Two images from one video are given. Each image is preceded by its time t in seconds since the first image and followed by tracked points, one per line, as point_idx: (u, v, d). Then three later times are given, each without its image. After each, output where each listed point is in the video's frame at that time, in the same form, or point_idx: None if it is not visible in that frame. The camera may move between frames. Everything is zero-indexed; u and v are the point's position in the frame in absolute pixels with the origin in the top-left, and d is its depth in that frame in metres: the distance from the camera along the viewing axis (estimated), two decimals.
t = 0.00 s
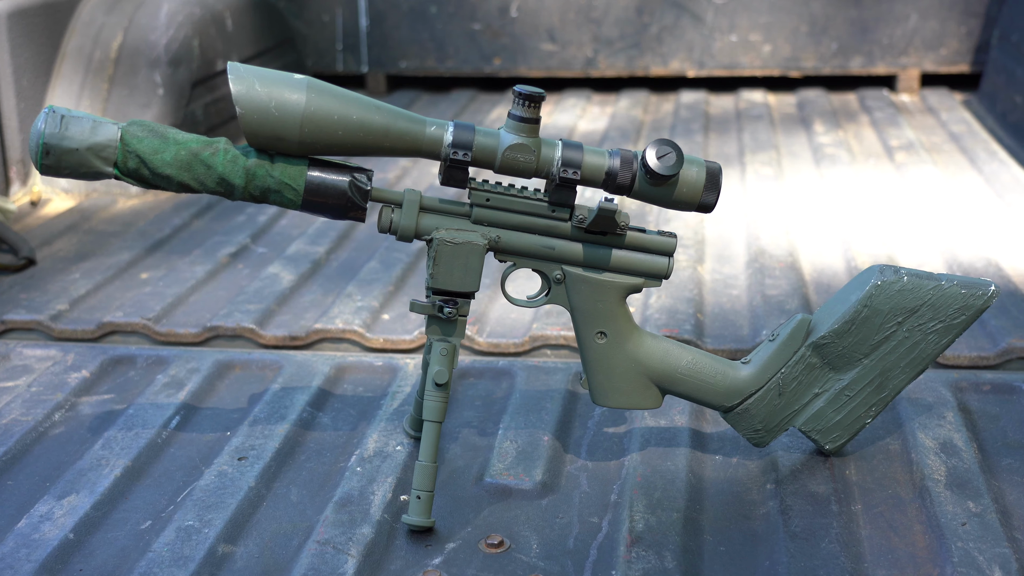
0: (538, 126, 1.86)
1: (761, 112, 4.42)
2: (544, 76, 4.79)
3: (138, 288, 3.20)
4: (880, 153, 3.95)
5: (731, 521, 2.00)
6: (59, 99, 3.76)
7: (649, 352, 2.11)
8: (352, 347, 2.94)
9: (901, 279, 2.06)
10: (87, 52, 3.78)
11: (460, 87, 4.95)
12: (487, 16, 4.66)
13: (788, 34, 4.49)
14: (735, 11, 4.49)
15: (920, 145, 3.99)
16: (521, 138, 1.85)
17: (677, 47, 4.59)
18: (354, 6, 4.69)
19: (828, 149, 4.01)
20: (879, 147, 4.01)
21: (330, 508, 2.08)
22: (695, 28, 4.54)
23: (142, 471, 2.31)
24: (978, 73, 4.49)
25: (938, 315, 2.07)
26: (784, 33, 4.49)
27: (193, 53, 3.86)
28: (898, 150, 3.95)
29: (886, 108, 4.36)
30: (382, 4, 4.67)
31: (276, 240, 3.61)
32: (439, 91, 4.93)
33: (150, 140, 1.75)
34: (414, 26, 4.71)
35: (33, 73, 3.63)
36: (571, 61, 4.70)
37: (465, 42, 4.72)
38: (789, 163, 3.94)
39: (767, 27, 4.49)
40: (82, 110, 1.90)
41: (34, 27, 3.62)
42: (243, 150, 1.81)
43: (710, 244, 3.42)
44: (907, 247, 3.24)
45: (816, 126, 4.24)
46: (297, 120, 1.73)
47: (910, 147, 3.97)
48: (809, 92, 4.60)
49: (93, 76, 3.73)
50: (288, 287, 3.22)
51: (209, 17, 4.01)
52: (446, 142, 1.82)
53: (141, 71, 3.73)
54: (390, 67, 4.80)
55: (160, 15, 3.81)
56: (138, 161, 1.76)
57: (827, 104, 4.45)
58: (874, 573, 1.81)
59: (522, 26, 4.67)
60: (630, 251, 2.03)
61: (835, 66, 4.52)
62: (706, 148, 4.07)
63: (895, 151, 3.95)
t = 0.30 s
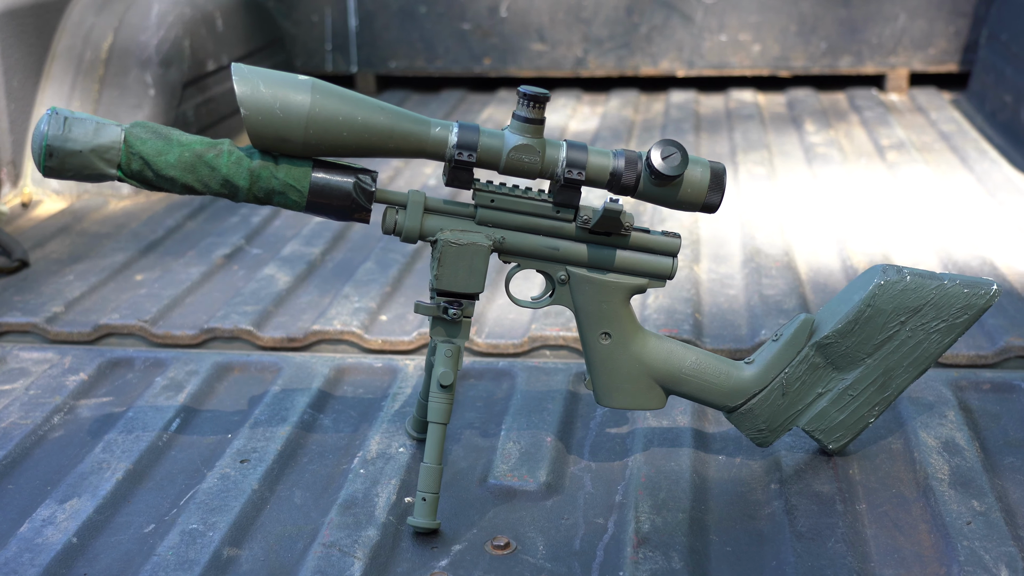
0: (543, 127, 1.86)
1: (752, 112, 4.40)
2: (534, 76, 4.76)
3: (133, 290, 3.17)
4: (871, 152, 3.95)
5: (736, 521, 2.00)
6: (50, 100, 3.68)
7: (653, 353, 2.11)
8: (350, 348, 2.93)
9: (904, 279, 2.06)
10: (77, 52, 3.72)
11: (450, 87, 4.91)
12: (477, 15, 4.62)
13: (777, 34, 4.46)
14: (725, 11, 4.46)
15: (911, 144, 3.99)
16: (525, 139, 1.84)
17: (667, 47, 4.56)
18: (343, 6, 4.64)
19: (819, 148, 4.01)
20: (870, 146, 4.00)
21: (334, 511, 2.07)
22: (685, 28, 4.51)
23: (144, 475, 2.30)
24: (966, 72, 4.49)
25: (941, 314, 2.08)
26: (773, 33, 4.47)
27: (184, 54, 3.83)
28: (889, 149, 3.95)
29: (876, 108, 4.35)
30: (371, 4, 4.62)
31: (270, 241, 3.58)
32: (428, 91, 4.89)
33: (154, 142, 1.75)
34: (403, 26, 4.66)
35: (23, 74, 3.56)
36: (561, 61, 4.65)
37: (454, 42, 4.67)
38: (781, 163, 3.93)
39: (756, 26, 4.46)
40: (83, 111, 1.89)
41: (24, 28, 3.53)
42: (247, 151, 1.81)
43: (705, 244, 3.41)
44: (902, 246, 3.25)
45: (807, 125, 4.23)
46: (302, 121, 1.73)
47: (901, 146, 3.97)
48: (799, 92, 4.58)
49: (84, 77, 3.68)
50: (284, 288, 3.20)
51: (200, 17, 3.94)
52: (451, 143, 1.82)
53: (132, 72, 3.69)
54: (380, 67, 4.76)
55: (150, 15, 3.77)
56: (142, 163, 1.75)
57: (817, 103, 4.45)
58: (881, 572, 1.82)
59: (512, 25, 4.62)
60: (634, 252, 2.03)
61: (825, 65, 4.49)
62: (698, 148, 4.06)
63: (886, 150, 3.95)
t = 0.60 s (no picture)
0: (547, 127, 1.86)
1: (742, 111, 4.40)
2: (524, 75, 4.74)
3: (128, 292, 3.14)
4: (863, 151, 3.96)
5: (741, 520, 2.01)
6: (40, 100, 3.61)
7: (656, 352, 2.11)
8: (348, 349, 2.92)
9: (907, 277, 2.07)
10: (67, 52, 3.65)
11: (439, 86, 4.88)
12: (467, 15, 4.59)
13: (766, 34, 4.46)
14: (714, 10, 4.45)
15: (902, 143, 4.00)
16: (530, 140, 1.84)
17: (657, 46, 4.56)
18: (332, 6, 4.58)
19: (810, 147, 4.01)
20: (861, 145, 4.01)
21: (339, 512, 2.07)
22: (675, 27, 4.50)
23: (145, 477, 2.29)
24: (954, 71, 4.51)
25: (944, 312, 2.09)
26: (762, 33, 4.47)
27: (174, 53, 3.81)
28: (880, 147, 3.96)
29: (865, 107, 4.36)
30: (360, 3, 4.58)
31: (265, 241, 3.56)
32: (418, 91, 4.86)
33: (157, 143, 1.74)
34: (393, 25, 4.63)
35: (13, 74, 3.49)
36: (551, 61, 4.63)
37: (444, 42, 4.65)
38: (772, 162, 3.93)
39: (745, 25, 4.46)
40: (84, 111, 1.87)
41: (13, 28, 3.48)
42: (251, 152, 1.80)
43: (701, 243, 3.41)
44: (897, 244, 3.26)
45: (797, 124, 4.23)
46: (307, 122, 1.72)
47: (891, 145, 3.98)
48: (788, 91, 4.59)
49: (74, 77, 3.62)
50: (280, 289, 3.18)
51: (190, 18, 3.93)
52: (456, 143, 1.82)
53: (122, 72, 3.64)
54: (369, 67, 4.70)
55: (140, 15, 3.74)
56: (146, 164, 1.74)
57: (806, 102, 4.45)
58: (888, 571, 1.82)
59: (502, 25, 4.60)
60: (638, 252, 2.03)
61: (813, 64, 4.50)
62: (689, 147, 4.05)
63: (877, 149, 3.96)
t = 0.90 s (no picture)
0: (552, 127, 1.86)
1: (733, 110, 4.39)
2: (514, 75, 4.72)
3: (124, 294, 3.11)
4: (854, 149, 3.97)
5: (747, 519, 2.01)
6: (30, 101, 3.57)
7: (661, 352, 2.11)
8: (347, 350, 2.91)
9: (909, 276, 2.07)
10: (58, 52, 3.62)
11: (429, 87, 4.86)
12: (456, 14, 4.57)
13: (756, 33, 4.46)
14: (704, 9, 4.44)
15: (893, 142, 4.01)
16: (535, 140, 1.84)
17: (647, 45, 4.54)
18: (322, 5, 4.55)
19: (802, 146, 4.02)
20: (852, 144, 4.01)
21: (343, 514, 2.07)
22: (665, 27, 4.49)
23: (147, 479, 2.28)
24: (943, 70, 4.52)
25: (947, 311, 2.09)
26: (752, 32, 4.46)
27: (165, 54, 3.79)
28: (872, 146, 3.97)
29: (855, 106, 4.37)
30: (349, 3, 4.54)
31: (259, 242, 3.53)
32: (407, 91, 4.84)
33: (162, 144, 1.73)
34: (382, 25, 4.59)
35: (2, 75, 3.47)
36: (541, 60, 4.61)
37: (434, 42, 4.62)
38: (765, 161, 3.93)
39: (735, 25, 4.45)
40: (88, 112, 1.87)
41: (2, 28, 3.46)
42: (255, 153, 1.79)
43: (697, 242, 3.40)
44: (892, 243, 3.27)
45: (788, 123, 4.23)
46: (312, 123, 1.72)
47: (883, 144, 3.99)
48: (778, 90, 4.59)
49: (65, 77, 3.58)
50: (277, 290, 3.16)
51: (180, 17, 3.92)
52: (461, 144, 1.81)
53: (114, 73, 3.62)
54: (359, 66, 4.66)
55: (131, 15, 3.72)
56: (150, 165, 1.73)
57: (796, 101, 4.45)
58: (894, 570, 1.84)
59: (492, 25, 4.57)
60: (643, 252, 2.03)
61: (803, 63, 4.50)
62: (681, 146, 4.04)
63: (869, 148, 3.96)
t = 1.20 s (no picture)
0: (556, 127, 1.86)
1: (723, 109, 4.38)
2: (503, 74, 4.69)
3: (119, 295, 3.08)
4: (845, 148, 3.97)
5: (751, 519, 2.02)
6: (20, 101, 3.56)
7: (664, 352, 2.12)
8: (345, 351, 2.90)
9: (911, 276, 2.08)
10: (48, 53, 3.60)
11: (419, 86, 4.82)
12: (446, 14, 4.53)
13: (745, 32, 4.46)
14: (693, 9, 4.44)
15: (883, 141, 4.02)
16: (540, 140, 1.84)
17: (636, 45, 4.53)
18: (310, 5, 4.50)
19: (793, 146, 4.01)
20: (843, 143, 4.02)
21: (348, 515, 2.07)
22: (654, 26, 4.48)
23: (149, 482, 2.27)
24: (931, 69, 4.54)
25: (949, 310, 2.10)
26: (741, 32, 4.46)
27: (156, 54, 3.73)
28: (863, 145, 3.97)
29: (844, 105, 4.38)
30: (338, 2, 4.49)
31: (253, 243, 3.50)
32: (396, 91, 4.81)
33: (166, 146, 1.73)
34: (371, 25, 4.55)
35: None
36: (530, 60, 4.59)
37: (423, 42, 4.58)
38: (756, 160, 3.93)
39: (725, 25, 4.44)
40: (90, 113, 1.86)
41: None
42: (260, 154, 1.79)
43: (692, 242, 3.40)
44: (887, 242, 3.28)
45: (778, 123, 4.23)
46: (317, 124, 1.71)
47: (873, 143, 4.00)
48: (767, 89, 4.58)
49: (56, 77, 3.56)
50: (272, 291, 3.14)
51: (171, 17, 3.86)
52: (466, 144, 1.81)
53: (105, 73, 3.57)
54: (348, 66, 4.62)
55: (121, 15, 3.68)
56: (154, 167, 1.73)
57: (786, 100, 4.45)
58: (899, 569, 1.85)
59: (481, 25, 4.54)
60: (646, 252, 2.03)
61: (792, 62, 4.51)
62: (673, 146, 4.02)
63: (859, 147, 3.97)
